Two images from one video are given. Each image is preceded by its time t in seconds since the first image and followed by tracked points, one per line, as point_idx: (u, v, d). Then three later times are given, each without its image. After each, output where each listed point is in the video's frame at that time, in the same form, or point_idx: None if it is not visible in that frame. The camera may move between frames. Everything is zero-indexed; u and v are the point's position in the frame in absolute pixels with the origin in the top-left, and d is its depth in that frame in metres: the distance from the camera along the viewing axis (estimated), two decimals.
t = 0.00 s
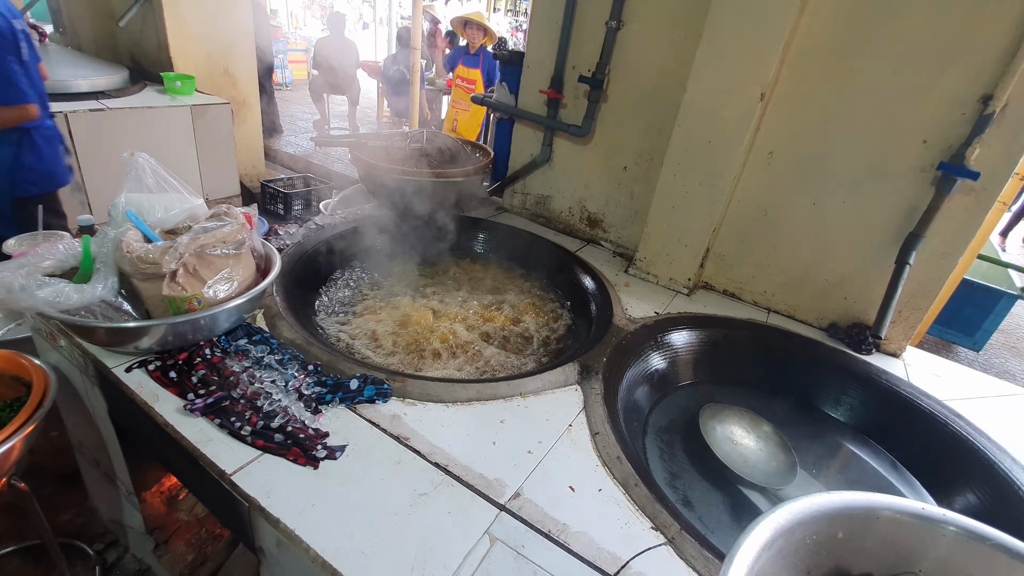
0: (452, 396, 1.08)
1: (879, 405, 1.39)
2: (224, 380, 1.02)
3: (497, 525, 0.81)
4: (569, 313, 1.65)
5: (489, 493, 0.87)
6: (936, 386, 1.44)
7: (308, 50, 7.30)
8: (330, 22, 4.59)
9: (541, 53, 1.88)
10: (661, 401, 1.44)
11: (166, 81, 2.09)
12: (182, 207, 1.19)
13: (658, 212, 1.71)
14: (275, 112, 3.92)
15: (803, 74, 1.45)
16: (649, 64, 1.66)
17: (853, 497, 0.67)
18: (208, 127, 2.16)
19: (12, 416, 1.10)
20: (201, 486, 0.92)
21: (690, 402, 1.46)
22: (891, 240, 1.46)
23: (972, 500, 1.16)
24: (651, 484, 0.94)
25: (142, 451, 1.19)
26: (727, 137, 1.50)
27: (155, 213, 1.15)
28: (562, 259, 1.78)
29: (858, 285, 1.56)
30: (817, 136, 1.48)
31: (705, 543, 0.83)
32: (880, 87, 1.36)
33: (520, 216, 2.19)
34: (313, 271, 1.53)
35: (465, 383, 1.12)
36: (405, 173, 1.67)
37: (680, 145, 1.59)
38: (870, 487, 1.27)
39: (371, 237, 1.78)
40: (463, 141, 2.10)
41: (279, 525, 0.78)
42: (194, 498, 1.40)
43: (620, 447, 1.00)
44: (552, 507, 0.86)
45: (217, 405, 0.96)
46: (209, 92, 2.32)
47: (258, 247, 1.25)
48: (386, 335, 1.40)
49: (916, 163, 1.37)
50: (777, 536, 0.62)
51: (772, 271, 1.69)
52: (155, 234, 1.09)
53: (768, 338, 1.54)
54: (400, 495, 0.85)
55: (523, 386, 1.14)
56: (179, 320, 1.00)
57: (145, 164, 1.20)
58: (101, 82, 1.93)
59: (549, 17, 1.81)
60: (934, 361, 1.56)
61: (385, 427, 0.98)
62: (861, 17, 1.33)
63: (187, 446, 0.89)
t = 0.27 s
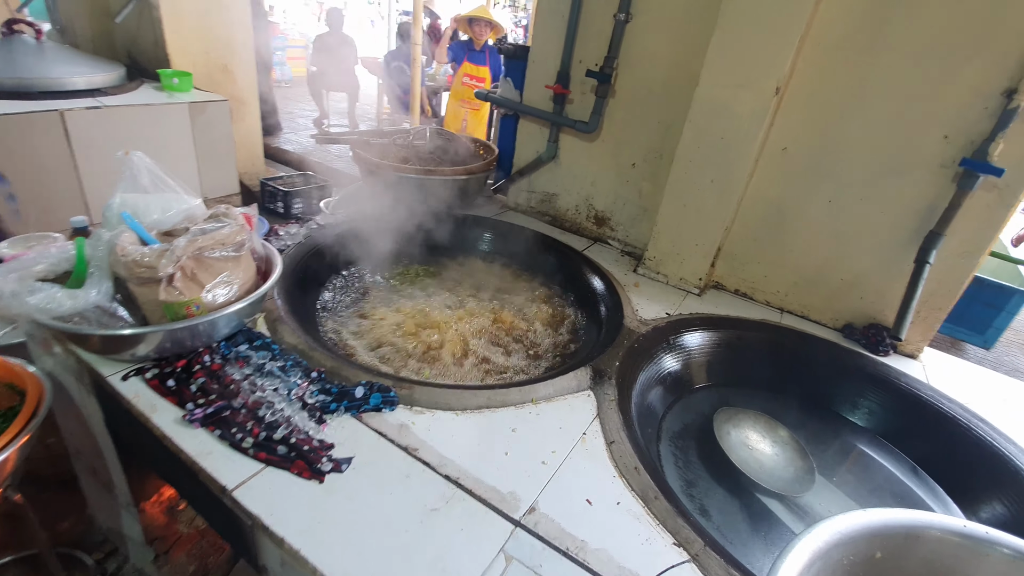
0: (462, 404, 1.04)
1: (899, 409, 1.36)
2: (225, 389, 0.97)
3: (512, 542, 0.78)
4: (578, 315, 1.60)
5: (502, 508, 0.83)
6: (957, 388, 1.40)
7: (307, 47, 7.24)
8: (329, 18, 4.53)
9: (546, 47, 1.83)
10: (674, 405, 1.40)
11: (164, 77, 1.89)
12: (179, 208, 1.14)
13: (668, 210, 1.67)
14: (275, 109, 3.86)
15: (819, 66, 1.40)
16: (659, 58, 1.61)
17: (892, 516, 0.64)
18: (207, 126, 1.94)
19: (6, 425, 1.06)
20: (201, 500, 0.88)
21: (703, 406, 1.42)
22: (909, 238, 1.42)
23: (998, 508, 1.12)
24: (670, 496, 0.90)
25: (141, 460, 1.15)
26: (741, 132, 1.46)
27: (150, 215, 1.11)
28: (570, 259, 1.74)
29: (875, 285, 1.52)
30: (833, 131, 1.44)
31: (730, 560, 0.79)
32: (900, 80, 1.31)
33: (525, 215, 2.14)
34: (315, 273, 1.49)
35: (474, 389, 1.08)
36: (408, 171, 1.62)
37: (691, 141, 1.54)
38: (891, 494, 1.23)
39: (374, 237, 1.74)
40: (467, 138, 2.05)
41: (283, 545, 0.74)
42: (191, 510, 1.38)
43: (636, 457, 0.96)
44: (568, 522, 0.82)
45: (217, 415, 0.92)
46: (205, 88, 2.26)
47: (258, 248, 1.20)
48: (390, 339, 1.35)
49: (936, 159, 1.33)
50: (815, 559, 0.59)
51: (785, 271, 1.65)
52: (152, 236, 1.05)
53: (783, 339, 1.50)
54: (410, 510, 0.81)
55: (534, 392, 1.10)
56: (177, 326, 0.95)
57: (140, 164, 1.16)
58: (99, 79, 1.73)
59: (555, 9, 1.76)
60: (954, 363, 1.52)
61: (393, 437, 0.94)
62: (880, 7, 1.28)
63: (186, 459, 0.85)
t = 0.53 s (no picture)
0: (468, 420, 1.00)
1: (901, 413, 1.36)
2: (217, 410, 0.92)
3: (530, 571, 0.74)
4: (578, 321, 1.57)
5: (517, 533, 0.79)
6: (957, 391, 1.40)
7: (288, 43, 7.07)
8: (311, 13, 4.41)
9: (543, 46, 1.79)
10: (679, 413, 1.38)
11: (141, 74, 1.80)
12: (163, 215, 1.08)
13: (668, 213, 1.64)
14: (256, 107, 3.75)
15: (821, 69, 1.39)
16: (659, 58, 1.59)
17: (928, 541, 0.63)
18: (187, 124, 1.85)
19: None
20: (194, 531, 0.83)
21: (707, 413, 1.41)
22: (911, 242, 1.42)
23: (1005, 513, 1.12)
24: (688, 514, 0.88)
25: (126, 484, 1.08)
26: (743, 135, 1.44)
27: (133, 223, 1.05)
28: (569, 263, 1.71)
29: (875, 288, 1.52)
30: (835, 134, 1.43)
31: None
32: (903, 83, 1.31)
33: (520, 217, 2.10)
34: (306, 281, 1.43)
35: (480, 404, 1.04)
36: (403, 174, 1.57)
37: (692, 143, 1.52)
38: (897, 500, 1.23)
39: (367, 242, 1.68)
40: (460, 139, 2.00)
41: None
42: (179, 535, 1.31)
43: (651, 474, 0.94)
44: (586, 547, 0.79)
45: (210, 439, 0.86)
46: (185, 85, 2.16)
47: (249, 257, 1.14)
48: (388, 351, 1.31)
49: (939, 163, 1.32)
50: None
51: (785, 274, 1.64)
52: (136, 247, 0.98)
53: (785, 344, 1.48)
54: (420, 539, 0.77)
55: (541, 406, 1.06)
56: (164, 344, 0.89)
57: (121, 169, 1.10)
58: (73, 76, 1.63)
59: (551, 7, 1.72)
60: (952, 365, 1.52)
61: (398, 459, 0.89)
62: (884, 9, 1.27)
63: (178, 489, 0.80)
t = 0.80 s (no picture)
0: (470, 431, 0.95)
1: (896, 412, 1.36)
2: (199, 427, 0.85)
3: None
4: (574, 321, 1.54)
5: (529, 555, 0.75)
6: (949, 389, 1.42)
7: (260, 28, 6.79)
8: None
9: (536, 36, 1.73)
10: (678, 414, 1.36)
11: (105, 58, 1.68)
12: (135, 214, 0.99)
13: (665, 210, 1.61)
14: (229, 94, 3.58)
15: (822, 64, 1.36)
16: (656, 50, 1.54)
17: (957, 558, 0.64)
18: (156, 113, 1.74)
19: None
20: (177, 560, 0.76)
21: (706, 414, 1.39)
22: (907, 240, 1.42)
23: (1001, 511, 1.13)
24: (702, 527, 0.85)
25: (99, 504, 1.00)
26: (743, 131, 1.41)
27: (100, 222, 0.96)
28: (564, 261, 1.66)
29: (870, 286, 1.52)
30: (834, 131, 1.41)
31: None
32: (904, 80, 1.29)
33: (511, 213, 2.05)
34: (291, 282, 1.35)
35: (481, 413, 1.00)
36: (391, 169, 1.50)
37: (691, 139, 1.49)
38: (894, 499, 1.24)
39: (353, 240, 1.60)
40: (449, 131, 1.93)
41: None
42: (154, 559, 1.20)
43: (661, 485, 0.91)
44: (601, 567, 0.75)
45: (192, 460, 0.80)
46: (153, 71, 2.02)
47: (230, 258, 1.06)
48: (379, 357, 1.25)
49: (937, 161, 1.32)
50: None
51: (781, 272, 1.63)
52: (106, 250, 0.90)
53: (783, 343, 1.47)
54: (427, 565, 0.72)
55: (544, 414, 1.02)
56: (140, 357, 0.82)
57: (88, 163, 1.01)
58: (33, 61, 1.50)
59: None
60: (942, 362, 1.54)
61: (398, 476, 0.84)
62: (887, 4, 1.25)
63: (158, 517, 0.73)
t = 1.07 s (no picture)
0: (479, 446, 0.88)
1: (911, 412, 1.33)
2: (181, 449, 0.76)
3: None
4: (579, 320, 1.47)
5: None
6: (963, 388, 1.38)
7: (240, 6, 6.50)
8: None
9: (537, 16, 1.63)
10: (689, 417, 1.31)
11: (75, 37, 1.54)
12: (105, 209, 0.89)
13: (673, 202, 1.54)
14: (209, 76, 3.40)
15: (842, 49, 1.29)
16: (666, 32, 1.45)
17: None
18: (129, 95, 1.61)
19: None
20: None
21: (717, 416, 1.34)
22: (924, 235, 1.37)
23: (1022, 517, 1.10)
24: (730, 548, 0.80)
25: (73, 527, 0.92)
26: (758, 120, 1.34)
27: (66, 219, 0.86)
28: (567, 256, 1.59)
29: (883, 282, 1.47)
30: (853, 120, 1.34)
31: None
32: (928, 67, 1.23)
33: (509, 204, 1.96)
34: (279, 280, 1.26)
35: (490, 425, 0.93)
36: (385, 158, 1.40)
37: (703, 128, 1.41)
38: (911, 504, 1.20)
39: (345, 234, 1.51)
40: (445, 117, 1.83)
41: None
42: None
43: (684, 502, 0.85)
44: None
45: (174, 487, 0.71)
46: (124, 50, 1.88)
47: (212, 255, 0.96)
48: (376, 363, 1.17)
49: (959, 153, 1.26)
50: None
51: (791, 267, 1.58)
52: (73, 252, 0.80)
53: (795, 341, 1.42)
54: None
55: (557, 424, 0.96)
56: (113, 372, 0.73)
57: (51, 153, 0.90)
58: None
59: None
60: (953, 359, 1.51)
61: (404, 499, 0.77)
62: None
63: (136, 555, 0.65)
